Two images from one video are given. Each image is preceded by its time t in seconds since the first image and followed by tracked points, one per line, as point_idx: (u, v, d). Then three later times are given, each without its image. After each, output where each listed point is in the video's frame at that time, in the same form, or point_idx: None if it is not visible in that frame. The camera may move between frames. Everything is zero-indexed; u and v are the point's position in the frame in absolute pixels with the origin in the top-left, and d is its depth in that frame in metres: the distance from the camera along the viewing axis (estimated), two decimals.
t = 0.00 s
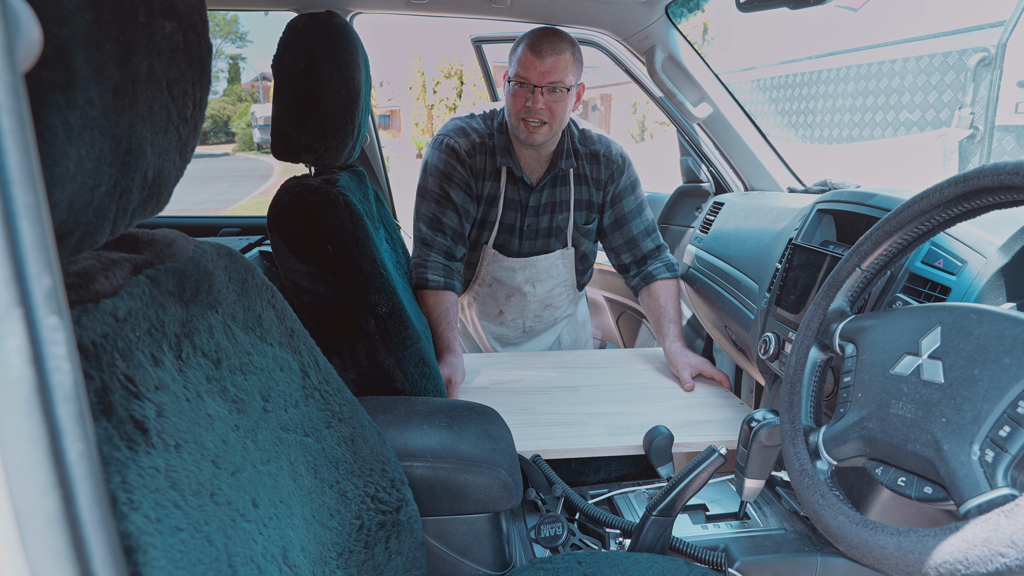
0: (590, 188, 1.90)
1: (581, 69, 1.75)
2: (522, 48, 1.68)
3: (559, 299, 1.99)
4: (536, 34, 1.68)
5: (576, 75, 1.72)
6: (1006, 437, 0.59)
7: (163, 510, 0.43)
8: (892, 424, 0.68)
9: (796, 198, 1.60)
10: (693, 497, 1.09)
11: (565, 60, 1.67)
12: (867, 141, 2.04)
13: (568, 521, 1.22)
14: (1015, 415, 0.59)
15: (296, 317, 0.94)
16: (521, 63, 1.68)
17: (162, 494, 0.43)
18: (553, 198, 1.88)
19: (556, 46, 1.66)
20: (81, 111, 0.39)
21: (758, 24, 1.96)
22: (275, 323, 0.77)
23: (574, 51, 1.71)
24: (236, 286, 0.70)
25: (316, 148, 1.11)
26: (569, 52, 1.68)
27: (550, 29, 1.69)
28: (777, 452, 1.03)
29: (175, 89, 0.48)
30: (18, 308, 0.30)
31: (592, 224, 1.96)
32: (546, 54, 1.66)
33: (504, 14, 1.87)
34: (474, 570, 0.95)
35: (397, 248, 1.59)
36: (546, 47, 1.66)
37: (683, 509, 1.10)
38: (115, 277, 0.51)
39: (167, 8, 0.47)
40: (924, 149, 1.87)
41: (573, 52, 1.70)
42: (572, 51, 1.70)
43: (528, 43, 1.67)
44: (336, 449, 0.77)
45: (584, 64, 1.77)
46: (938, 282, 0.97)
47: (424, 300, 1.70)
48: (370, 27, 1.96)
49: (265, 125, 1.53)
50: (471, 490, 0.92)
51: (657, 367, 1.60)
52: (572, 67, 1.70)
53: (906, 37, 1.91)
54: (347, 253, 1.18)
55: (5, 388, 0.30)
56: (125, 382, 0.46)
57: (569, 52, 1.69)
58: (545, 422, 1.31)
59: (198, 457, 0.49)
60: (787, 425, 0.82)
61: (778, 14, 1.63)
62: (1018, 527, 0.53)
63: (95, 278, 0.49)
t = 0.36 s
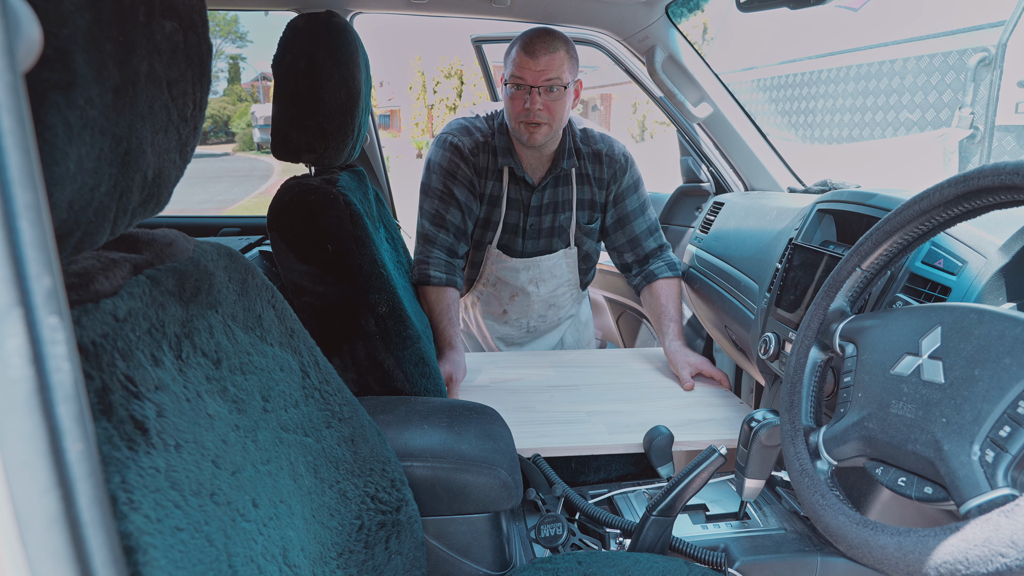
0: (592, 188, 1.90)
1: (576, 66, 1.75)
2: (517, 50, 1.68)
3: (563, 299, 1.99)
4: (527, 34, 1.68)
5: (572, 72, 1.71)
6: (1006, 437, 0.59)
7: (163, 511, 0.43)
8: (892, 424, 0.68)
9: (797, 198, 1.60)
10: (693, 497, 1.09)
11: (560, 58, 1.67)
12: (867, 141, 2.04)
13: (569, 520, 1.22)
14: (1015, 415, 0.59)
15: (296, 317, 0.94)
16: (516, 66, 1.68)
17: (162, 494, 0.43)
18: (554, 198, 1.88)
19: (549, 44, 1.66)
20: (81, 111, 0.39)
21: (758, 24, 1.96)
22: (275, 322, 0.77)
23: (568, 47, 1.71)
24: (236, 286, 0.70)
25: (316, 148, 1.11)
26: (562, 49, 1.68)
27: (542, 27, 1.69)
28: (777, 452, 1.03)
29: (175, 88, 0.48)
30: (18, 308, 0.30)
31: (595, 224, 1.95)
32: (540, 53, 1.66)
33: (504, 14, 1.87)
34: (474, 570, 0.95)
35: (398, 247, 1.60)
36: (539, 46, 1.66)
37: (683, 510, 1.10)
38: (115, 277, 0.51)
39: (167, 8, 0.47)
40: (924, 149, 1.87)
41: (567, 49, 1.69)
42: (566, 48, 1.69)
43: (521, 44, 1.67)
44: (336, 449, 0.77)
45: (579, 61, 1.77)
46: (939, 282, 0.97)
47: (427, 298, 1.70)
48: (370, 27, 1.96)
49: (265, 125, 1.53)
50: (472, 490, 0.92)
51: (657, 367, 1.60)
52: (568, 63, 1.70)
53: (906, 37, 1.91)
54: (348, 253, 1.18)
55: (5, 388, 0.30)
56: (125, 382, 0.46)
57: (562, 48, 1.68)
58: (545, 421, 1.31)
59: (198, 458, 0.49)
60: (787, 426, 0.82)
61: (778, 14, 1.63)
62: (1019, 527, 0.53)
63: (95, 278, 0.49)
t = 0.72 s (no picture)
0: (592, 191, 1.88)
1: (575, 82, 1.66)
2: (512, 78, 1.59)
3: (564, 304, 2.00)
4: (521, 61, 1.58)
5: (570, 93, 1.64)
6: (1006, 437, 0.59)
7: (163, 510, 0.43)
8: (892, 424, 0.68)
9: (797, 198, 1.60)
10: (693, 497, 1.09)
11: (557, 86, 1.58)
12: (867, 141, 2.05)
13: (569, 520, 1.22)
14: (1015, 415, 0.59)
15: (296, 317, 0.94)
16: (512, 96, 1.60)
17: (162, 494, 0.43)
18: (555, 204, 1.87)
19: (545, 74, 1.57)
20: (81, 111, 0.39)
21: (758, 24, 1.96)
22: (275, 322, 0.77)
23: (565, 71, 1.61)
24: (236, 286, 0.70)
25: (316, 148, 1.11)
26: (559, 75, 1.59)
27: (535, 51, 1.58)
28: (777, 452, 1.03)
29: (175, 89, 0.48)
30: (18, 308, 0.30)
31: (596, 227, 1.95)
32: (536, 85, 1.57)
33: (504, 14, 1.87)
34: (474, 570, 0.95)
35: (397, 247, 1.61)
36: (534, 76, 1.57)
37: (683, 510, 1.10)
38: (115, 277, 0.51)
39: (167, 8, 0.47)
40: (924, 149, 1.87)
41: (564, 75, 1.60)
42: (562, 70, 1.60)
43: (515, 73, 1.57)
44: (336, 449, 0.77)
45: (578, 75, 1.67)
46: (939, 282, 0.97)
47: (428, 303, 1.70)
48: (370, 27, 1.96)
49: (265, 126, 1.53)
50: (471, 490, 0.92)
51: (657, 367, 1.60)
52: (565, 87, 1.61)
53: (906, 37, 1.91)
54: (348, 253, 1.18)
55: (5, 388, 0.30)
56: (125, 382, 0.46)
57: (559, 73, 1.59)
58: (545, 420, 1.31)
59: (198, 457, 0.49)
60: (787, 425, 0.82)
61: (778, 14, 1.63)
62: (1019, 527, 0.53)
63: (95, 278, 0.49)
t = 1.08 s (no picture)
0: (594, 192, 1.88)
1: (576, 89, 1.64)
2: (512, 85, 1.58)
3: (566, 307, 2.01)
4: (522, 67, 1.56)
5: (570, 101, 1.62)
6: (1006, 437, 0.59)
7: (163, 511, 0.43)
8: (892, 424, 0.68)
9: (797, 198, 1.60)
10: (694, 497, 1.09)
11: (557, 94, 1.57)
12: (867, 141, 2.07)
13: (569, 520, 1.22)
14: (1015, 415, 0.59)
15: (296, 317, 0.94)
16: (512, 103, 1.58)
17: (162, 494, 0.43)
18: (558, 207, 1.85)
19: (545, 82, 1.55)
20: (81, 111, 0.39)
21: (758, 24, 1.96)
22: (275, 322, 0.77)
23: (566, 78, 1.59)
24: (236, 285, 0.70)
25: (316, 148, 1.11)
26: (559, 83, 1.57)
27: (536, 58, 1.56)
28: (777, 452, 1.03)
29: (175, 89, 0.48)
30: (18, 308, 0.30)
31: (598, 228, 1.95)
32: (536, 93, 1.56)
33: (504, 14, 1.87)
34: (474, 570, 0.95)
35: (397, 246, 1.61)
36: (534, 84, 1.55)
37: (683, 509, 1.10)
38: (115, 277, 0.51)
39: (167, 8, 0.47)
40: (924, 149, 1.87)
41: (565, 83, 1.58)
42: (563, 78, 1.58)
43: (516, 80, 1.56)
44: (336, 449, 0.77)
45: (579, 81, 1.65)
46: (939, 282, 0.97)
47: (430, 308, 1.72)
48: (371, 27, 1.96)
49: (265, 125, 1.53)
50: (471, 490, 0.92)
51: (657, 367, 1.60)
52: (566, 95, 1.60)
53: (906, 37, 1.92)
54: (348, 253, 1.18)
55: (4, 388, 0.30)
56: (125, 382, 0.46)
57: (559, 81, 1.57)
58: (545, 420, 1.31)
59: (198, 457, 0.49)
60: (787, 425, 0.82)
61: (778, 14, 1.63)
62: (1019, 527, 0.53)
63: (95, 278, 0.49)
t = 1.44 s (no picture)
0: (595, 196, 1.88)
1: (573, 97, 1.64)
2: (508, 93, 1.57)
3: (566, 311, 2.00)
4: (519, 75, 1.56)
5: (567, 109, 1.62)
6: (1006, 437, 0.59)
7: (164, 511, 0.43)
8: (892, 424, 0.68)
9: (797, 198, 1.60)
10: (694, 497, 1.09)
11: (554, 103, 1.56)
12: (867, 141, 2.07)
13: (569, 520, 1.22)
14: (1015, 415, 0.59)
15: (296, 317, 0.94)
16: (508, 111, 1.58)
17: (162, 494, 0.43)
18: (558, 213, 1.85)
19: (541, 90, 1.54)
20: (81, 111, 0.39)
21: (758, 25, 1.97)
22: (275, 322, 0.77)
23: (563, 85, 1.59)
24: (236, 285, 0.70)
25: (316, 148, 1.11)
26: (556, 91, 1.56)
27: (533, 65, 1.55)
28: (777, 452, 1.03)
29: (175, 89, 0.48)
30: (18, 308, 0.30)
31: (599, 232, 1.95)
32: (533, 101, 1.55)
33: (504, 14, 1.87)
34: (474, 570, 0.95)
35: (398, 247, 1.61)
36: (531, 92, 1.54)
37: (683, 509, 1.10)
38: (115, 277, 0.51)
39: (167, 8, 0.47)
40: (924, 149, 1.87)
41: (561, 90, 1.58)
42: (560, 86, 1.58)
43: (512, 88, 1.55)
44: (336, 450, 0.77)
45: (577, 88, 1.64)
46: (938, 282, 0.97)
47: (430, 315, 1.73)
48: (371, 27, 1.96)
49: (265, 126, 1.53)
50: (471, 490, 0.92)
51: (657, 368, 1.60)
52: (563, 103, 1.59)
53: (906, 37, 1.93)
54: (347, 253, 1.17)
55: (5, 388, 0.30)
56: (125, 382, 0.46)
57: (556, 90, 1.56)
58: (545, 420, 1.31)
59: (198, 457, 0.49)
60: (787, 425, 0.82)
61: (778, 14, 1.63)
62: (1018, 527, 0.53)
63: (95, 278, 0.49)
